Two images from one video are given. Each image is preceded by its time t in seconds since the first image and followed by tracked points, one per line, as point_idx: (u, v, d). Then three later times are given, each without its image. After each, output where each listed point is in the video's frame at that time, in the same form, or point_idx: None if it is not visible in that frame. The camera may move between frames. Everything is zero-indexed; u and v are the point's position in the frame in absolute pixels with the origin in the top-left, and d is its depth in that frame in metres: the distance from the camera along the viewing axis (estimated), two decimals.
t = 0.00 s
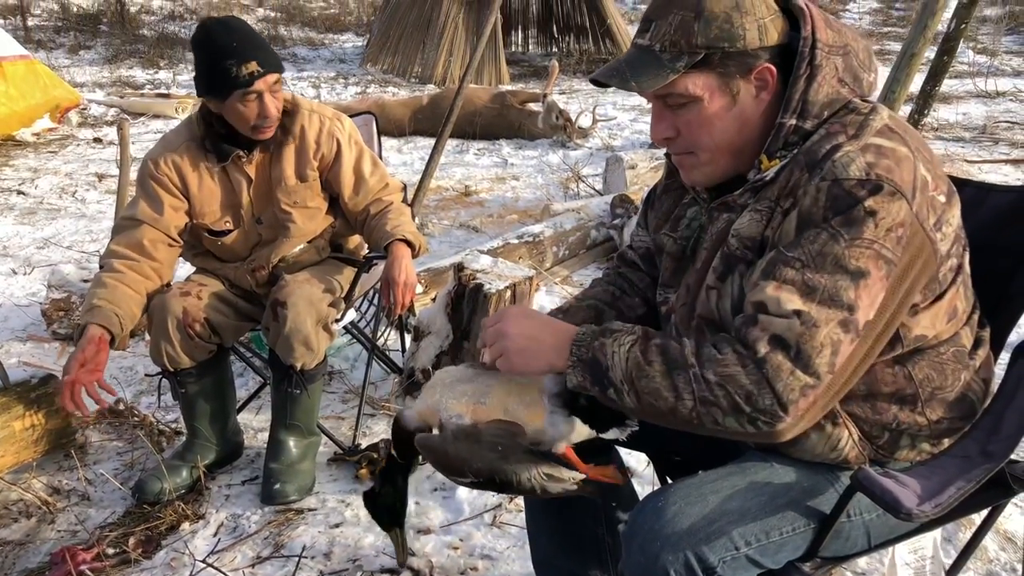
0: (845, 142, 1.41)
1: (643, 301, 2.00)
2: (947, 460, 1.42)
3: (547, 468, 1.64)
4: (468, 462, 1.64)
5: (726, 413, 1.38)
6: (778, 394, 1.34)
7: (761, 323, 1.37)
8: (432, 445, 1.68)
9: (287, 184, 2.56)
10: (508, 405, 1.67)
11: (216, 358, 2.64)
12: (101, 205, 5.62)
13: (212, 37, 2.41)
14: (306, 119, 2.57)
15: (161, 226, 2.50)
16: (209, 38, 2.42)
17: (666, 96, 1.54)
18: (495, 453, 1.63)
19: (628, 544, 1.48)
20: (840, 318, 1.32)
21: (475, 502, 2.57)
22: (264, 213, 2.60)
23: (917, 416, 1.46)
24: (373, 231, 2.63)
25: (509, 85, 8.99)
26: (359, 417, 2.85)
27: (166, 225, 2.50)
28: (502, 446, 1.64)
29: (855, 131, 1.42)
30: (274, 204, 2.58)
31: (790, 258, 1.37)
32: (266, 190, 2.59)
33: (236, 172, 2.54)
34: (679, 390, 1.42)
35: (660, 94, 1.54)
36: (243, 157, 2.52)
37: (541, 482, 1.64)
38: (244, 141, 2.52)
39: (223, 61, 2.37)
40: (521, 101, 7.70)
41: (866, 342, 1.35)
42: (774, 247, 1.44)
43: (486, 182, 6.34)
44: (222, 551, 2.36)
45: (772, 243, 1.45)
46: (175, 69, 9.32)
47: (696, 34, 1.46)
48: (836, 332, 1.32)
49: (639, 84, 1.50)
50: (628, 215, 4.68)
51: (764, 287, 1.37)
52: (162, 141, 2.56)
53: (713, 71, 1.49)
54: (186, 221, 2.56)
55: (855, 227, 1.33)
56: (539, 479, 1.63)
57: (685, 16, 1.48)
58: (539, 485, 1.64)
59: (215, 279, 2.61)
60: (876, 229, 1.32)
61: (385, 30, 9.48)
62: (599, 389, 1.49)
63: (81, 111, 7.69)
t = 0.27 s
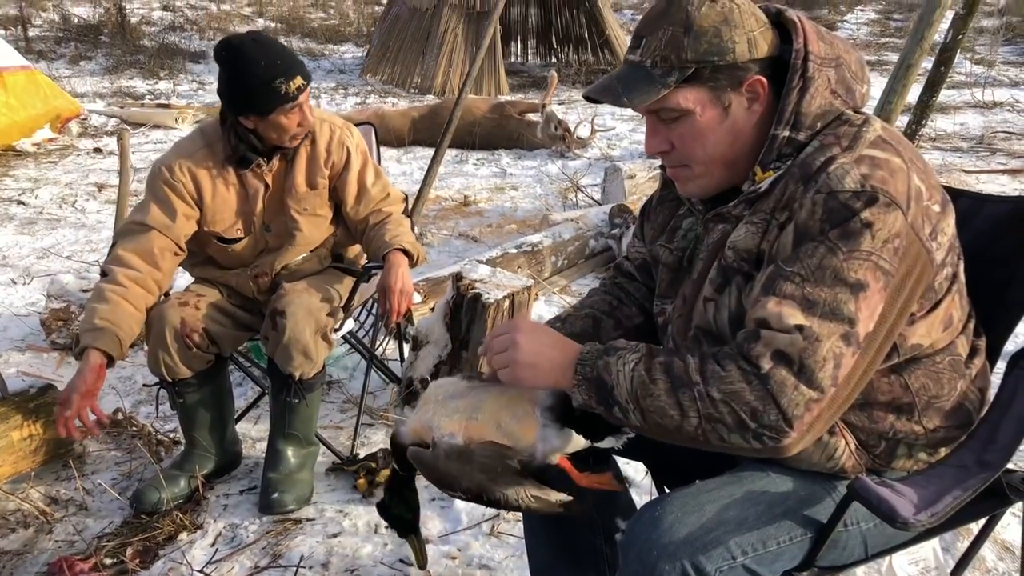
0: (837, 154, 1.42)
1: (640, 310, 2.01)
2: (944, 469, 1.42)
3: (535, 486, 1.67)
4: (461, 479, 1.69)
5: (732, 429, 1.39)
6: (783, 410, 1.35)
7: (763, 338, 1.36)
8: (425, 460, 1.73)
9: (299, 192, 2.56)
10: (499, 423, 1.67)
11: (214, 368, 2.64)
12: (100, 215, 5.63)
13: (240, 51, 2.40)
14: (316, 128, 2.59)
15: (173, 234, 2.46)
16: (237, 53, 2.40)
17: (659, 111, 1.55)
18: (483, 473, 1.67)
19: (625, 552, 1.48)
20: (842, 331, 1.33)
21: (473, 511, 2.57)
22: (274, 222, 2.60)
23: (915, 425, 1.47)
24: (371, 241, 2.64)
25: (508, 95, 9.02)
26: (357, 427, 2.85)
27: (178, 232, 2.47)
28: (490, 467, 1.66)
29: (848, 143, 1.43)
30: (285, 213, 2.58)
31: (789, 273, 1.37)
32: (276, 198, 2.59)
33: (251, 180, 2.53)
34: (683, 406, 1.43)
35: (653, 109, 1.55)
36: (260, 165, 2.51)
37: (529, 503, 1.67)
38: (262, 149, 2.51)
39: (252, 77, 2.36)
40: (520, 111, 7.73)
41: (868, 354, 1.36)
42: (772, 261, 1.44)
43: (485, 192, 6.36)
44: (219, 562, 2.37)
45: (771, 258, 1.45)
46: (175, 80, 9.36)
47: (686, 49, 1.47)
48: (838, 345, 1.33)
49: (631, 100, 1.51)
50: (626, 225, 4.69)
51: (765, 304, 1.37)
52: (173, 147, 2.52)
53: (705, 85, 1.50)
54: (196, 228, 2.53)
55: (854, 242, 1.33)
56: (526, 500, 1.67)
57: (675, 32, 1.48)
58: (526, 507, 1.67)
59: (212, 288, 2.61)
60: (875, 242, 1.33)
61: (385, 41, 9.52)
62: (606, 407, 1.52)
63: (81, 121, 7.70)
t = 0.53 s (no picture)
0: (831, 165, 1.42)
1: (637, 319, 2.02)
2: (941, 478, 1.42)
3: (531, 484, 1.69)
4: (456, 476, 1.72)
5: (762, 457, 1.36)
6: (810, 437, 1.36)
7: (782, 366, 1.35)
8: (421, 459, 1.76)
9: (320, 200, 2.58)
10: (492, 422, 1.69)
11: (210, 378, 2.64)
12: (99, 224, 5.63)
13: (277, 59, 2.41)
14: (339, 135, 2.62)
15: (200, 232, 2.46)
16: (273, 59, 2.42)
17: (652, 123, 1.56)
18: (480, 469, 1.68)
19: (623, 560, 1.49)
20: (855, 353, 1.33)
21: (471, 520, 2.56)
22: (292, 227, 2.61)
23: (910, 433, 1.48)
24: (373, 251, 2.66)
25: (507, 105, 9.05)
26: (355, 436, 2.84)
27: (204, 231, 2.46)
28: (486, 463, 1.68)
29: (842, 153, 1.43)
30: (305, 219, 2.60)
31: (799, 296, 1.36)
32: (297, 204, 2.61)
33: (277, 183, 2.54)
34: (678, 415, 1.41)
35: (646, 121, 1.56)
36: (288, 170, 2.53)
37: (527, 497, 1.70)
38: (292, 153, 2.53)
39: (285, 85, 2.37)
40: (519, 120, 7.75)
41: (875, 369, 1.38)
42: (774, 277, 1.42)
43: (484, 201, 6.37)
44: (216, 572, 2.37)
45: (770, 273, 1.43)
46: (174, 89, 9.39)
47: (677, 61, 1.49)
48: (853, 367, 1.33)
49: (624, 113, 1.53)
50: (625, 234, 4.70)
51: (778, 328, 1.37)
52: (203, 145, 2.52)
53: (696, 96, 1.51)
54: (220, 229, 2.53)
55: (854, 255, 1.33)
56: (525, 493, 1.70)
57: (665, 45, 1.50)
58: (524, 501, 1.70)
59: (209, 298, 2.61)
60: (876, 255, 1.33)
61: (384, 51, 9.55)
62: (623, 451, 1.45)
63: (80, 130, 7.72)
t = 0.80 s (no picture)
0: (831, 171, 1.43)
1: (637, 326, 2.02)
2: (943, 484, 1.42)
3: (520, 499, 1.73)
4: (447, 483, 1.79)
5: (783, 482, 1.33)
6: (825, 445, 1.33)
7: (788, 374, 1.34)
8: (417, 461, 1.82)
9: (340, 211, 2.62)
10: (492, 438, 1.74)
11: (208, 386, 2.63)
12: (99, 233, 5.63)
13: (306, 71, 2.39)
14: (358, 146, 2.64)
15: (227, 248, 2.45)
16: (302, 71, 2.39)
17: (649, 132, 1.56)
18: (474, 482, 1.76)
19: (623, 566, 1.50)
20: (863, 355, 1.32)
21: (470, 528, 2.56)
22: (310, 237, 2.64)
23: (912, 440, 1.47)
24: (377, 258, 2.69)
25: (507, 113, 9.07)
26: (354, 444, 2.84)
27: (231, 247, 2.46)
28: (481, 477, 1.75)
29: (841, 159, 1.44)
30: (324, 229, 2.63)
31: (803, 298, 1.36)
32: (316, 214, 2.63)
33: (301, 197, 2.56)
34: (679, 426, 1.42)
35: (644, 130, 1.57)
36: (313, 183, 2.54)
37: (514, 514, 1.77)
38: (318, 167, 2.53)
39: (314, 97, 2.35)
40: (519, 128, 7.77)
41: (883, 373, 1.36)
42: (777, 285, 1.42)
43: (484, 209, 6.38)
44: None
45: (773, 281, 1.43)
46: (175, 98, 9.41)
47: (672, 70, 1.50)
48: (861, 369, 1.32)
49: (621, 123, 1.54)
50: (625, 242, 4.70)
51: (783, 331, 1.36)
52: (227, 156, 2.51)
53: (691, 105, 1.52)
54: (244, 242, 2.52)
55: (858, 259, 1.33)
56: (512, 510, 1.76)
57: (660, 54, 1.51)
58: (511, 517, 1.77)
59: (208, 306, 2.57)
60: (879, 258, 1.33)
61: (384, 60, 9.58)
62: (636, 519, 1.39)
63: (81, 139, 7.73)
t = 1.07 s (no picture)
0: (832, 178, 1.43)
1: (638, 332, 2.02)
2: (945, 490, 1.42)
3: (525, 510, 1.68)
4: (451, 495, 1.70)
5: (781, 480, 1.38)
6: (830, 455, 1.35)
7: (797, 386, 1.36)
8: (418, 475, 1.75)
9: (346, 225, 2.61)
10: (492, 448, 1.71)
11: (209, 392, 2.63)
12: (99, 239, 5.64)
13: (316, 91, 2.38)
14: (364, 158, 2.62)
15: (230, 269, 2.42)
16: (312, 91, 2.39)
17: (648, 142, 1.57)
18: (477, 490, 1.69)
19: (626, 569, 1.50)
20: (872, 366, 1.33)
21: (471, 535, 2.55)
22: (315, 251, 2.63)
23: (914, 447, 1.47)
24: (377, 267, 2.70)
25: (507, 120, 9.09)
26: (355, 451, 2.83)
27: (236, 268, 2.43)
28: (485, 484, 1.69)
29: (842, 166, 1.44)
30: (330, 242, 2.63)
31: (811, 314, 1.36)
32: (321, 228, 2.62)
33: (308, 214, 2.53)
34: (689, 434, 1.45)
35: (643, 141, 1.57)
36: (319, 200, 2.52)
37: (521, 523, 1.67)
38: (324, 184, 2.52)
39: (322, 119, 2.35)
40: (519, 135, 7.77)
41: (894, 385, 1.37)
42: (779, 295, 1.43)
43: (484, 215, 6.38)
44: None
45: (776, 292, 1.44)
46: (175, 105, 9.43)
47: (668, 80, 1.50)
48: (871, 382, 1.33)
49: (618, 133, 1.54)
50: (625, 248, 4.70)
51: (792, 349, 1.37)
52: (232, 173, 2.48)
53: (689, 114, 1.52)
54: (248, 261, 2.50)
55: (862, 268, 1.33)
56: (518, 520, 1.66)
57: (657, 64, 1.52)
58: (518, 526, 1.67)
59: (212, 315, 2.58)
60: (884, 267, 1.33)
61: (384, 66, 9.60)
62: (644, 481, 1.48)
63: (81, 145, 7.75)
